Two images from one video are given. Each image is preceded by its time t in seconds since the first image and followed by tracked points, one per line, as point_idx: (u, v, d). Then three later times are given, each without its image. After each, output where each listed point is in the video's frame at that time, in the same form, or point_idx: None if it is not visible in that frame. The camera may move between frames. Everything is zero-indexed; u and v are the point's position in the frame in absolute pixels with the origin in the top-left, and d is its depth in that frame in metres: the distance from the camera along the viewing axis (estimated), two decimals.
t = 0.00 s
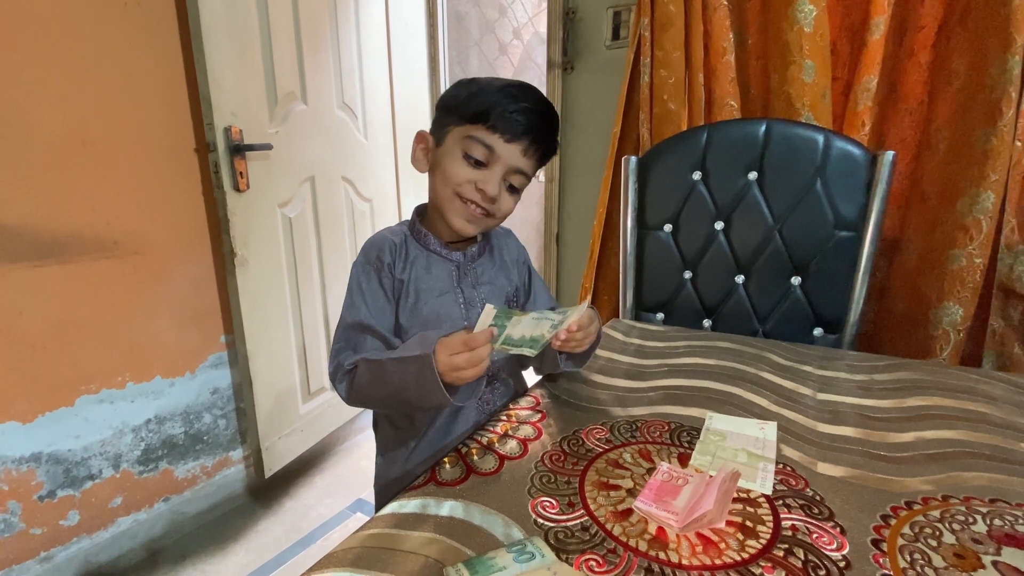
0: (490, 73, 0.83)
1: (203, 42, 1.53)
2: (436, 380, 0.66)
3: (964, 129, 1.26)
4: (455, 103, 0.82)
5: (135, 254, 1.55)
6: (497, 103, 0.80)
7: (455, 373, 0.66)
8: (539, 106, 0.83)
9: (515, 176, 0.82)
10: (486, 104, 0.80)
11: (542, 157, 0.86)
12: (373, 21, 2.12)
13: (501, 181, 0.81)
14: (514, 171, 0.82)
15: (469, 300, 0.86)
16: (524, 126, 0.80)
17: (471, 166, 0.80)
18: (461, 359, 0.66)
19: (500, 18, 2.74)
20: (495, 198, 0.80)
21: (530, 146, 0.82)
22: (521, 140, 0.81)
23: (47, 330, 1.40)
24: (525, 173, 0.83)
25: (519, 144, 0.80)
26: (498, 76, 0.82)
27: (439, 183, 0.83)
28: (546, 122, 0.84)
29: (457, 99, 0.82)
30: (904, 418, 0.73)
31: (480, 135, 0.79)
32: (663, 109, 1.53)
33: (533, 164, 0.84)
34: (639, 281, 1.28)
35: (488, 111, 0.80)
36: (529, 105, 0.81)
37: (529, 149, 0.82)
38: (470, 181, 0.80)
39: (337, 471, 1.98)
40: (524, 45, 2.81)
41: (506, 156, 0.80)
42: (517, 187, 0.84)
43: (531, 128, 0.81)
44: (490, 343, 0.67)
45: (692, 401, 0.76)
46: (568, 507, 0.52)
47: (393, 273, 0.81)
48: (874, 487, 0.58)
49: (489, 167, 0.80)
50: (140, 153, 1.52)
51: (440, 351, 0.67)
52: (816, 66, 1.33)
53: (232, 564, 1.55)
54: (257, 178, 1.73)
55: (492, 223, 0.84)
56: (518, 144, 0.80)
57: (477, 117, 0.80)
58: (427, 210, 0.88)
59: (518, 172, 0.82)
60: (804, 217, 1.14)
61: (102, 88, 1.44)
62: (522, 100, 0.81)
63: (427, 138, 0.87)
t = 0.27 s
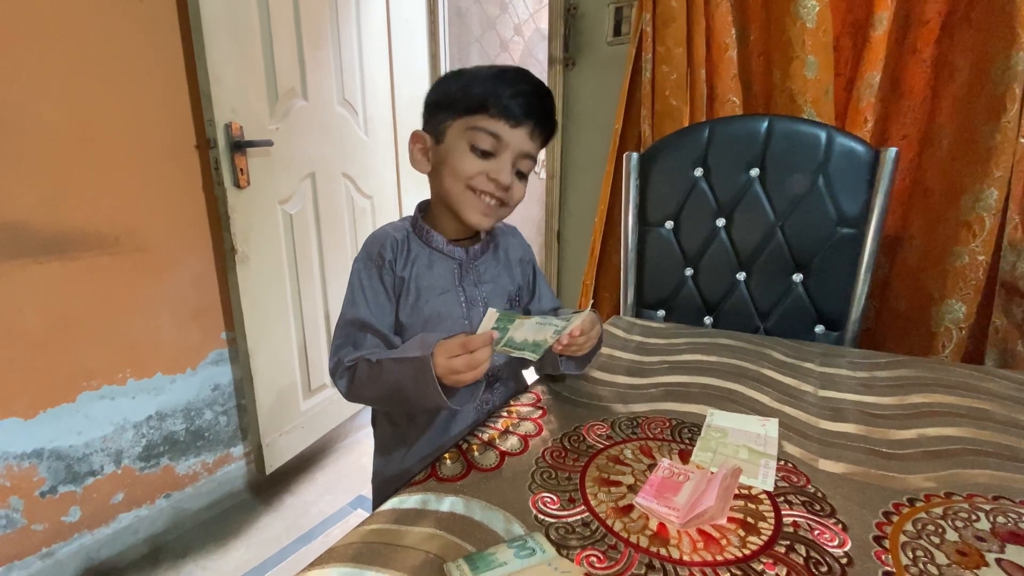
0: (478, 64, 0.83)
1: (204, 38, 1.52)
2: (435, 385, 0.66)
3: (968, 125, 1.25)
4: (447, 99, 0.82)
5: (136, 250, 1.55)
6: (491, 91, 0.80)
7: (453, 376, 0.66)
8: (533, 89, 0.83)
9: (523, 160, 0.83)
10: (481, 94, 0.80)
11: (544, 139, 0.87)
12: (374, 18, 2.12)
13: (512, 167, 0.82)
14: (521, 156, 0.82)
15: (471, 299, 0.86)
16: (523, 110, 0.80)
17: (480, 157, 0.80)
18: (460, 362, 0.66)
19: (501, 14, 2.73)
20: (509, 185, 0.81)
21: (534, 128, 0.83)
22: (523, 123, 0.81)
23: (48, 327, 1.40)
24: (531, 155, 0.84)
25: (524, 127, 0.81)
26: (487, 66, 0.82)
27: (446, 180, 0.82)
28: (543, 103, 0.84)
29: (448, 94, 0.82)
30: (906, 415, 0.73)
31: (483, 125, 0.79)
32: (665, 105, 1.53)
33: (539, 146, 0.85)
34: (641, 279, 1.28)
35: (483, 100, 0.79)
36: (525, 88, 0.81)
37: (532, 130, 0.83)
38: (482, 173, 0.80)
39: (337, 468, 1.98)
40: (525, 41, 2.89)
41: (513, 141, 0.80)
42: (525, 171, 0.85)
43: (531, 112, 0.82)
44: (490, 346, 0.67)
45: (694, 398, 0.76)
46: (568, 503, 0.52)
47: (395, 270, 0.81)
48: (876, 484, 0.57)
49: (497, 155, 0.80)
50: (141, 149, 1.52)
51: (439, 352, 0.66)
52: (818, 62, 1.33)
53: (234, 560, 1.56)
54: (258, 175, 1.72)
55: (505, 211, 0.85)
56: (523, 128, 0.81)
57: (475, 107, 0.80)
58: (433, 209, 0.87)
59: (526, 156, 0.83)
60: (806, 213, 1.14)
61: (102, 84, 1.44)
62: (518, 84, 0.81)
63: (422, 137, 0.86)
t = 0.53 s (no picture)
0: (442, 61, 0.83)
1: (206, 37, 1.53)
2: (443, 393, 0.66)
3: (970, 125, 1.25)
4: (422, 104, 0.83)
5: (138, 249, 1.55)
6: (464, 84, 0.80)
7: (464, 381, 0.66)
8: (504, 70, 0.83)
9: (512, 145, 0.83)
10: (454, 90, 0.80)
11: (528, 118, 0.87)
12: (376, 17, 2.12)
13: (503, 154, 0.82)
14: (510, 141, 0.83)
15: (477, 298, 0.86)
16: (499, 94, 0.81)
17: (470, 153, 0.80)
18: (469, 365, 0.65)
19: (503, 13, 2.73)
20: (505, 172, 0.81)
21: (515, 110, 0.83)
22: (503, 106, 0.81)
23: (50, 325, 1.40)
24: (519, 138, 0.84)
25: (506, 112, 0.81)
26: (454, 57, 0.82)
27: (442, 182, 0.82)
28: (517, 82, 0.84)
29: (421, 99, 0.83)
30: (908, 415, 0.73)
31: (466, 120, 0.80)
32: (667, 105, 1.52)
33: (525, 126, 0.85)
34: (642, 278, 1.28)
35: (459, 95, 0.80)
36: (496, 72, 0.81)
37: (515, 112, 0.83)
38: (476, 167, 0.80)
39: (339, 467, 1.98)
40: (526, 41, 2.76)
41: (499, 128, 0.81)
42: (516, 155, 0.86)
43: (510, 92, 0.82)
44: (500, 347, 0.67)
45: (695, 398, 0.76)
46: (569, 502, 0.52)
47: (398, 271, 0.81)
48: (878, 484, 0.57)
49: (486, 146, 0.81)
50: (143, 148, 1.52)
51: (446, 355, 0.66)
52: (820, 62, 1.32)
53: (235, 558, 1.56)
54: (260, 174, 1.73)
55: (506, 199, 0.85)
56: (504, 113, 0.81)
57: (452, 104, 0.80)
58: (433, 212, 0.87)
59: (515, 139, 0.83)
60: (808, 213, 1.13)
61: (104, 82, 1.44)
62: (489, 68, 0.81)
63: (409, 147, 0.86)
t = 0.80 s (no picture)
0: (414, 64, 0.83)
1: (212, 41, 1.54)
2: (447, 427, 0.59)
3: (974, 128, 1.25)
4: (399, 110, 0.83)
5: (145, 250, 1.56)
6: (435, 86, 0.80)
7: (473, 427, 0.59)
8: (476, 67, 0.82)
9: (488, 144, 0.82)
10: (424, 92, 0.80)
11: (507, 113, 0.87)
12: (380, 20, 2.12)
13: (478, 156, 0.81)
14: (484, 140, 0.82)
15: (474, 302, 0.87)
16: (471, 91, 0.80)
17: (444, 158, 0.80)
18: (484, 413, 0.59)
19: (506, 15, 2.73)
20: (481, 175, 0.81)
21: (488, 106, 0.82)
22: (474, 105, 0.80)
23: (57, 326, 1.41)
24: (495, 136, 0.83)
25: (476, 111, 0.80)
26: (423, 61, 0.83)
27: (421, 191, 0.83)
28: (490, 76, 0.83)
29: (397, 106, 0.83)
30: (910, 418, 0.73)
31: (437, 125, 0.79)
32: (670, 108, 1.53)
33: (502, 121, 0.84)
34: (646, 280, 1.28)
35: (430, 98, 0.80)
36: (467, 69, 0.81)
37: (487, 109, 0.82)
38: (452, 173, 0.80)
39: (343, 467, 1.99)
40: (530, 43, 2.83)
41: (470, 129, 0.80)
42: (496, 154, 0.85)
43: (482, 87, 0.82)
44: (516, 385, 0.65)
45: (698, 400, 0.76)
46: (573, 503, 0.52)
47: (392, 278, 0.81)
48: (879, 486, 0.58)
49: (459, 150, 0.80)
50: (149, 151, 1.54)
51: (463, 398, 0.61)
52: (824, 65, 1.33)
53: (240, 558, 1.57)
54: (266, 177, 1.74)
55: (490, 201, 0.85)
56: (474, 112, 0.80)
57: (423, 110, 0.80)
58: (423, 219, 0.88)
59: (491, 138, 0.82)
60: (810, 215, 1.14)
61: (111, 86, 1.45)
62: (458, 67, 0.81)
63: (391, 158, 0.87)
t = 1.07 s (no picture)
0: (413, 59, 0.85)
1: (220, 42, 1.55)
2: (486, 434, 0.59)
3: (980, 128, 1.25)
4: (400, 104, 0.85)
5: (153, 250, 1.57)
6: (430, 77, 0.81)
7: (513, 444, 0.59)
8: (473, 57, 0.84)
9: (483, 136, 0.82)
10: (420, 84, 0.81)
11: (505, 101, 0.87)
12: (386, 21, 2.13)
13: (473, 148, 0.82)
14: (479, 132, 0.82)
15: (482, 299, 0.87)
16: (465, 80, 0.81)
17: (438, 151, 0.81)
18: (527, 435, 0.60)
19: (512, 16, 2.74)
20: (475, 166, 0.81)
21: (484, 95, 0.82)
22: (467, 95, 0.81)
23: (66, 325, 1.43)
24: (491, 127, 0.83)
25: (469, 102, 0.81)
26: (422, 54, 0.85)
27: (419, 186, 0.84)
28: (486, 65, 0.84)
29: (397, 101, 0.85)
30: (916, 417, 0.73)
31: (430, 118, 0.81)
32: (676, 108, 1.53)
33: (499, 111, 0.84)
34: (652, 280, 1.29)
35: (425, 89, 0.81)
36: (464, 60, 0.83)
37: (482, 99, 0.82)
38: (446, 165, 0.81)
39: (349, 467, 2.00)
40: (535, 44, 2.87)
41: (462, 120, 0.81)
42: (494, 145, 0.85)
43: (476, 75, 0.82)
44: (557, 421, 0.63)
45: (705, 399, 0.77)
46: (582, 500, 0.53)
47: (398, 275, 0.82)
48: (886, 484, 0.58)
49: (453, 142, 0.81)
50: (158, 152, 1.55)
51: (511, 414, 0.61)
52: (830, 65, 1.33)
53: (247, 556, 1.58)
54: (273, 178, 1.75)
55: (487, 193, 0.85)
56: (467, 104, 0.81)
57: (419, 103, 0.82)
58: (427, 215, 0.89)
59: (486, 129, 0.83)
60: (816, 215, 1.14)
61: (120, 87, 1.46)
62: (453, 56, 0.83)
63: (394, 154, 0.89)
